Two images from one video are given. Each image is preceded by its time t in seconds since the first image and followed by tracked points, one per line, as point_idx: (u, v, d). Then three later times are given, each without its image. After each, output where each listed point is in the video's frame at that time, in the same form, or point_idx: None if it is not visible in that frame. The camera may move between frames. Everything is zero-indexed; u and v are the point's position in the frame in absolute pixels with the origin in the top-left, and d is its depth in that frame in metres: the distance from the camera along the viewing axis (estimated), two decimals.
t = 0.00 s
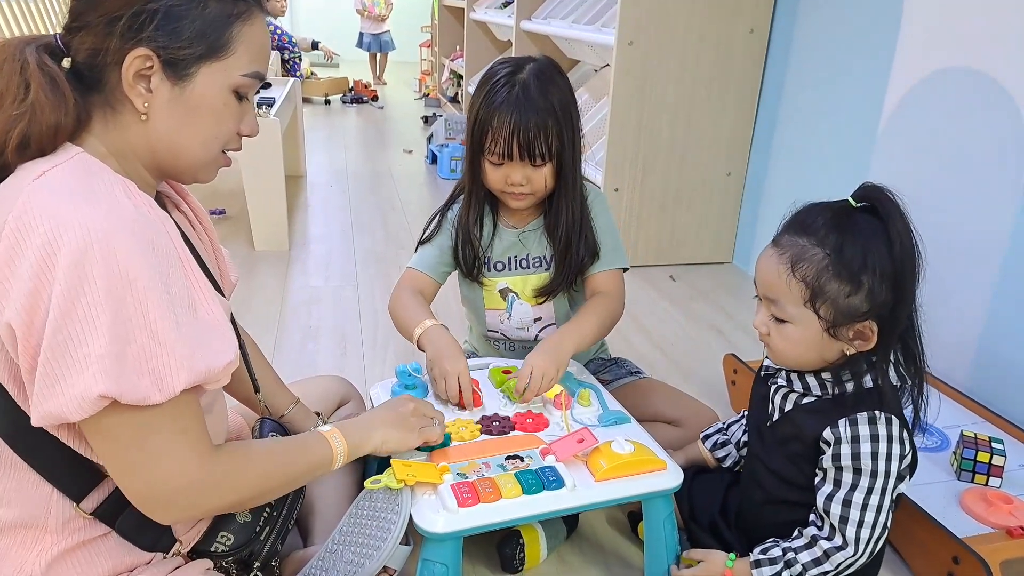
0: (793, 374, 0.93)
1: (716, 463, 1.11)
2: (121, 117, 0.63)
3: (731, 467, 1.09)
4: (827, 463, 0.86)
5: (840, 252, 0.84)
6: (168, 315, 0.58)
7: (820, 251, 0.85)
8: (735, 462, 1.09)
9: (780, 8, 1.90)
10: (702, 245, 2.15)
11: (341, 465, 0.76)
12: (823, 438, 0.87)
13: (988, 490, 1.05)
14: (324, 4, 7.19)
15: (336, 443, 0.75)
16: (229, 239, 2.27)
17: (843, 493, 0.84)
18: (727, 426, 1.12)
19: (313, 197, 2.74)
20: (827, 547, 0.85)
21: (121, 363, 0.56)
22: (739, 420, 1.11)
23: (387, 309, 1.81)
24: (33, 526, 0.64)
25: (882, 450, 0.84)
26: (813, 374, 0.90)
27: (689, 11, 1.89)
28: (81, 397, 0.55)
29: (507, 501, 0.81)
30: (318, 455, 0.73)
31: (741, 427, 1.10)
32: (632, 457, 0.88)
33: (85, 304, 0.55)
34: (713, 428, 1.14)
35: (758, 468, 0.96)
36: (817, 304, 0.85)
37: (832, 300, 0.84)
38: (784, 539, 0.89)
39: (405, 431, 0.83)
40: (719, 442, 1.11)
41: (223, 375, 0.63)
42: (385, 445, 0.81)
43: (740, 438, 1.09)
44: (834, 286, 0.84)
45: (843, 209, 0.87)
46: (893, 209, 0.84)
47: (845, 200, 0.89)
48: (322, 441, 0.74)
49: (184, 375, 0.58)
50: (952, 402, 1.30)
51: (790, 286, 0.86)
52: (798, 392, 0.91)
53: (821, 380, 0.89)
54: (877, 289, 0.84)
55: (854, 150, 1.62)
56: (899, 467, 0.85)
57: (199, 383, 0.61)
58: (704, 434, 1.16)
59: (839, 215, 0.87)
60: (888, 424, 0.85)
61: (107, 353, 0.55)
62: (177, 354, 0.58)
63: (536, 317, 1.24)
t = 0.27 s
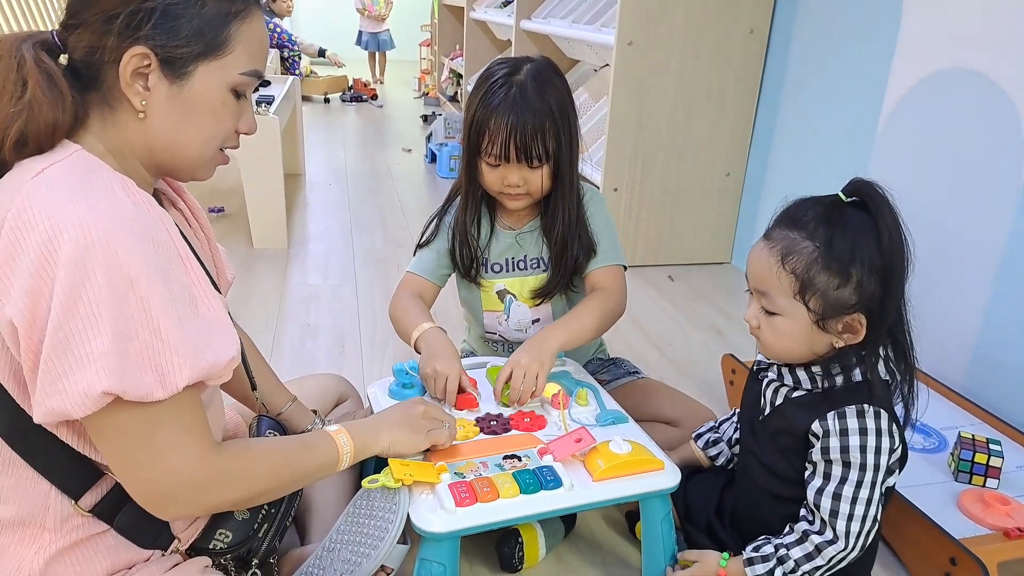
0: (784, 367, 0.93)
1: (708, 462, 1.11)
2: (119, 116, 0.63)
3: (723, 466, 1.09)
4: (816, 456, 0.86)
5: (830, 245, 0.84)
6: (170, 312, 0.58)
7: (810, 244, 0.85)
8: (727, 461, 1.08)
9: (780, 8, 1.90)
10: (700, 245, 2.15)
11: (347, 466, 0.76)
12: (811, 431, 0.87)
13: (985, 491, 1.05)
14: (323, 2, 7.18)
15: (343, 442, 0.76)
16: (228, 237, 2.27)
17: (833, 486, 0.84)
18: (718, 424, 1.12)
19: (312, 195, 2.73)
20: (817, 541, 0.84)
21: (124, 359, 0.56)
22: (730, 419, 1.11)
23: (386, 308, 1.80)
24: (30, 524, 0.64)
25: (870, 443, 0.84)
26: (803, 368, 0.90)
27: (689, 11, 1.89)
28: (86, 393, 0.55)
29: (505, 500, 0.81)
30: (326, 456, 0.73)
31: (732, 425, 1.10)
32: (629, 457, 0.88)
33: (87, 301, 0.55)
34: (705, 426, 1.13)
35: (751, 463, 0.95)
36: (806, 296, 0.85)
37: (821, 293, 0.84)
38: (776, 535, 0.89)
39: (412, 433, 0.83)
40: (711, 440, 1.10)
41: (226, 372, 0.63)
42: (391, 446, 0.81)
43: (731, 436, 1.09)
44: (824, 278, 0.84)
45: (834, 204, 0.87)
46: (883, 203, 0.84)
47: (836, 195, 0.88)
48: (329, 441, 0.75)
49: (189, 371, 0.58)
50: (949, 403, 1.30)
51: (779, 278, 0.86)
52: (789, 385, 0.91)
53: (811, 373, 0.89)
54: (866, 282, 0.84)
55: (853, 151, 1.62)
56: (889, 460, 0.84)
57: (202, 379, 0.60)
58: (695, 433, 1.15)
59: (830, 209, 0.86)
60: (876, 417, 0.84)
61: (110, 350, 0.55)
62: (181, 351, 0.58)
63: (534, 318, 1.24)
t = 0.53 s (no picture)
0: (781, 364, 0.92)
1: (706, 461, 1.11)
2: (121, 114, 0.63)
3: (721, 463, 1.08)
4: (812, 455, 0.86)
5: (828, 239, 0.84)
6: (166, 311, 0.58)
7: (807, 237, 0.85)
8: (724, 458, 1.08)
9: (780, 8, 1.89)
10: (700, 244, 2.15)
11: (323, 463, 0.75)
12: (806, 429, 0.87)
13: (987, 490, 1.05)
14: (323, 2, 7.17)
15: (320, 440, 0.75)
16: (227, 237, 2.26)
17: (830, 486, 0.84)
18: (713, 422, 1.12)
19: (311, 195, 2.73)
20: (816, 541, 0.84)
21: (118, 357, 0.55)
22: (725, 416, 1.11)
23: (386, 307, 1.80)
24: (31, 521, 0.64)
25: (867, 442, 0.83)
26: (799, 364, 0.90)
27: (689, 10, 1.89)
28: (76, 391, 0.54)
29: (505, 498, 0.81)
30: (302, 454, 0.73)
31: (727, 422, 1.09)
32: (629, 455, 0.87)
33: (83, 299, 0.55)
34: (701, 425, 1.13)
35: (746, 460, 0.95)
36: (802, 290, 0.85)
37: (816, 287, 0.84)
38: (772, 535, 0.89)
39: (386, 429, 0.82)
40: (706, 438, 1.10)
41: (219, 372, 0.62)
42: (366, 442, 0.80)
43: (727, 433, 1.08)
44: (820, 273, 0.84)
45: (834, 198, 0.86)
46: (883, 199, 0.84)
47: (837, 190, 0.88)
48: (305, 438, 0.74)
49: (179, 370, 0.58)
50: (950, 402, 1.29)
51: (776, 270, 0.86)
52: (785, 382, 0.91)
53: (807, 370, 0.89)
54: (862, 277, 0.83)
55: (853, 150, 1.62)
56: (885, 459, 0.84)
57: (193, 380, 0.60)
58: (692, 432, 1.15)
59: (829, 203, 0.86)
60: (872, 415, 0.84)
61: (103, 348, 0.55)
62: (172, 350, 0.58)
63: (533, 319, 1.24)
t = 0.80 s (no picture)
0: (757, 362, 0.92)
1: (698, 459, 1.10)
2: (116, 114, 0.63)
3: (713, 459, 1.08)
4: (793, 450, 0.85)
5: (802, 237, 0.83)
6: (170, 307, 0.58)
7: (782, 235, 0.84)
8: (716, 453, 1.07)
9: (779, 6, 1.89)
10: (700, 243, 2.15)
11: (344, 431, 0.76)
12: (785, 425, 0.86)
13: (988, 488, 1.05)
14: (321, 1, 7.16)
15: (337, 411, 0.75)
16: (226, 237, 2.26)
17: (815, 478, 0.82)
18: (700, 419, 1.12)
19: (310, 195, 2.73)
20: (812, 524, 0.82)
21: (126, 354, 0.55)
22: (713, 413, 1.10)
23: (385, 307, 1.80)
24: (30, 522, 0.64)
25: (847, 436, 0.82)
26: (776, 362, 0.90)
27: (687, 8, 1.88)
28: (90, 388, 0.54)
29: (506, 497, 0.80)
30: (319, 427, 0.73)
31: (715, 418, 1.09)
32: (630, 454, 0.87)
33: (88, 298, 0.55)
34: (689, 423, 1.13)
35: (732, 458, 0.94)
36: (773, 288, 0.84)
37: (788, 287, 0.83)
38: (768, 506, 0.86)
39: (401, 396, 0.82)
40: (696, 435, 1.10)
41: (227, 366, 0.62)
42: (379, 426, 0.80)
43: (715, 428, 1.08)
44: (791, 272, 0.83)
45: (813, 196, 0.85)
46: (862, 198, 0.83)
47: (817, 188, 0.87)
48: (323, 410, 0.74)
49: (187, 366, 0.58)
50: (951, 400, 1.29)
51: (750, 268, 0.86)
52: (762, 379, 0.90)
53: (784, 368, 0.89)
54: (835, 279, 0.82)
55: (853, 149, 1.62)
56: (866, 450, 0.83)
57: (202, 373, 0.60)
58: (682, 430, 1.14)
59: (808, 201, 0.85)
60: (851, 410, 0.83)
61: (112, 346, 0.55)
62: (179, 346, 0.58)
63: (534, 317, 1.23)
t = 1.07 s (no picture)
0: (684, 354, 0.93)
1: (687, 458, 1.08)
2: (113, 112, 0.63)
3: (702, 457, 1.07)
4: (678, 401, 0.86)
5: (707, 230, 0.82)
6: (188, 291, 0.59)
7: (689, 230, 0.83)
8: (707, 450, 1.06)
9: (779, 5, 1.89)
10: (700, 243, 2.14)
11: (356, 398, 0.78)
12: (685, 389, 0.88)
13: (989, 488, 1.04)
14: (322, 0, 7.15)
15: (349, 383, 0.78)
16: (227, 237, 2.26)
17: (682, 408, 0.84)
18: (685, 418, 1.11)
19: (311, 194, 2.72)
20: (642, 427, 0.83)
21: (152, 337, 0.56)
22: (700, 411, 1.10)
23: (385, 306, 1.80)
24: (31, 520, 0.64)
25: (724, 383, 0.83)
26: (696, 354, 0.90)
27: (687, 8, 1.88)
28: (132, 374, 0.56)
29: (506, 497, 0.80)
30: (333, 397, 0.75)
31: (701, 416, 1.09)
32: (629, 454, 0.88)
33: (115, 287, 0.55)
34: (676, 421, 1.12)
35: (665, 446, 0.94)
36: (686, 282, 0.83)
37: (698, 279, 0.82)
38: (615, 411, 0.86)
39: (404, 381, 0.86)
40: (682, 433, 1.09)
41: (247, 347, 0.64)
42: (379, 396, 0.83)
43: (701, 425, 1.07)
44: (700, 264, 0.82)
45: (722, 190, 0.84)
46: (766, 188, 0.81)
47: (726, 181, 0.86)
48: (336, 381, 0.76)
49: (211, 347, 0.59)
50: (951, 400, 1.29)
51: (664, 266, 0.85)
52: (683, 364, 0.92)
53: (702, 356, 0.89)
54: (742, 269, 0.81)
55: (853, 148, 1.62)
56: (757, 402, 0.83)
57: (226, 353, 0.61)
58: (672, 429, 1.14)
59: (719, 196, 0.84)
60: (742, 371, 0.83)
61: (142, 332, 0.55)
62: (203, 328, 0.59)
63: (540, 313, 1.23)
